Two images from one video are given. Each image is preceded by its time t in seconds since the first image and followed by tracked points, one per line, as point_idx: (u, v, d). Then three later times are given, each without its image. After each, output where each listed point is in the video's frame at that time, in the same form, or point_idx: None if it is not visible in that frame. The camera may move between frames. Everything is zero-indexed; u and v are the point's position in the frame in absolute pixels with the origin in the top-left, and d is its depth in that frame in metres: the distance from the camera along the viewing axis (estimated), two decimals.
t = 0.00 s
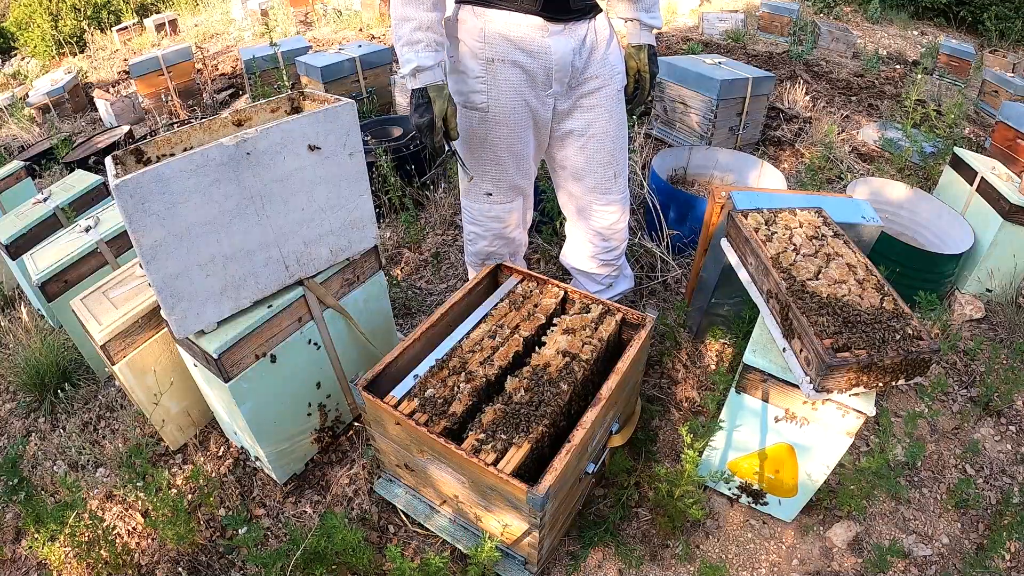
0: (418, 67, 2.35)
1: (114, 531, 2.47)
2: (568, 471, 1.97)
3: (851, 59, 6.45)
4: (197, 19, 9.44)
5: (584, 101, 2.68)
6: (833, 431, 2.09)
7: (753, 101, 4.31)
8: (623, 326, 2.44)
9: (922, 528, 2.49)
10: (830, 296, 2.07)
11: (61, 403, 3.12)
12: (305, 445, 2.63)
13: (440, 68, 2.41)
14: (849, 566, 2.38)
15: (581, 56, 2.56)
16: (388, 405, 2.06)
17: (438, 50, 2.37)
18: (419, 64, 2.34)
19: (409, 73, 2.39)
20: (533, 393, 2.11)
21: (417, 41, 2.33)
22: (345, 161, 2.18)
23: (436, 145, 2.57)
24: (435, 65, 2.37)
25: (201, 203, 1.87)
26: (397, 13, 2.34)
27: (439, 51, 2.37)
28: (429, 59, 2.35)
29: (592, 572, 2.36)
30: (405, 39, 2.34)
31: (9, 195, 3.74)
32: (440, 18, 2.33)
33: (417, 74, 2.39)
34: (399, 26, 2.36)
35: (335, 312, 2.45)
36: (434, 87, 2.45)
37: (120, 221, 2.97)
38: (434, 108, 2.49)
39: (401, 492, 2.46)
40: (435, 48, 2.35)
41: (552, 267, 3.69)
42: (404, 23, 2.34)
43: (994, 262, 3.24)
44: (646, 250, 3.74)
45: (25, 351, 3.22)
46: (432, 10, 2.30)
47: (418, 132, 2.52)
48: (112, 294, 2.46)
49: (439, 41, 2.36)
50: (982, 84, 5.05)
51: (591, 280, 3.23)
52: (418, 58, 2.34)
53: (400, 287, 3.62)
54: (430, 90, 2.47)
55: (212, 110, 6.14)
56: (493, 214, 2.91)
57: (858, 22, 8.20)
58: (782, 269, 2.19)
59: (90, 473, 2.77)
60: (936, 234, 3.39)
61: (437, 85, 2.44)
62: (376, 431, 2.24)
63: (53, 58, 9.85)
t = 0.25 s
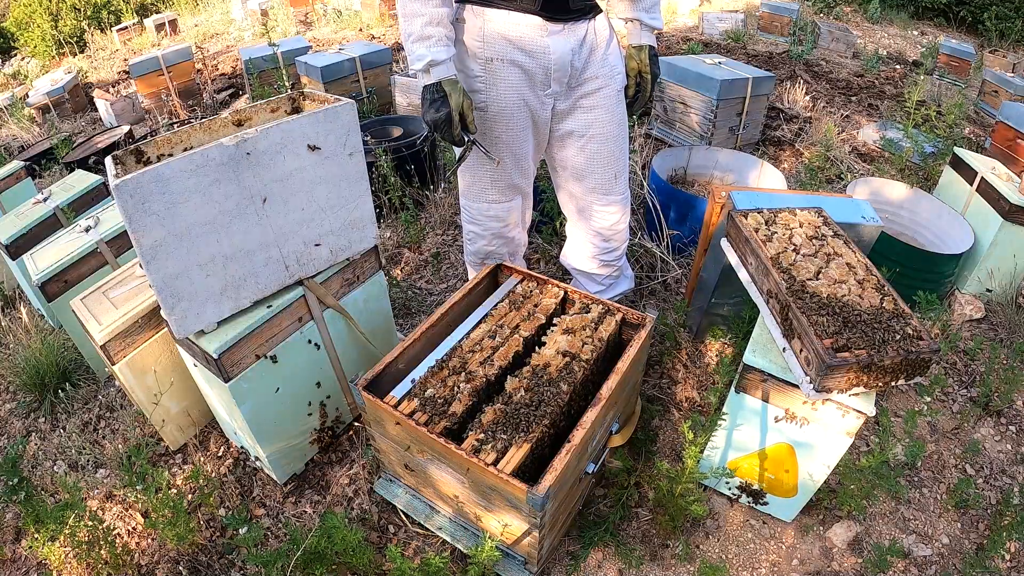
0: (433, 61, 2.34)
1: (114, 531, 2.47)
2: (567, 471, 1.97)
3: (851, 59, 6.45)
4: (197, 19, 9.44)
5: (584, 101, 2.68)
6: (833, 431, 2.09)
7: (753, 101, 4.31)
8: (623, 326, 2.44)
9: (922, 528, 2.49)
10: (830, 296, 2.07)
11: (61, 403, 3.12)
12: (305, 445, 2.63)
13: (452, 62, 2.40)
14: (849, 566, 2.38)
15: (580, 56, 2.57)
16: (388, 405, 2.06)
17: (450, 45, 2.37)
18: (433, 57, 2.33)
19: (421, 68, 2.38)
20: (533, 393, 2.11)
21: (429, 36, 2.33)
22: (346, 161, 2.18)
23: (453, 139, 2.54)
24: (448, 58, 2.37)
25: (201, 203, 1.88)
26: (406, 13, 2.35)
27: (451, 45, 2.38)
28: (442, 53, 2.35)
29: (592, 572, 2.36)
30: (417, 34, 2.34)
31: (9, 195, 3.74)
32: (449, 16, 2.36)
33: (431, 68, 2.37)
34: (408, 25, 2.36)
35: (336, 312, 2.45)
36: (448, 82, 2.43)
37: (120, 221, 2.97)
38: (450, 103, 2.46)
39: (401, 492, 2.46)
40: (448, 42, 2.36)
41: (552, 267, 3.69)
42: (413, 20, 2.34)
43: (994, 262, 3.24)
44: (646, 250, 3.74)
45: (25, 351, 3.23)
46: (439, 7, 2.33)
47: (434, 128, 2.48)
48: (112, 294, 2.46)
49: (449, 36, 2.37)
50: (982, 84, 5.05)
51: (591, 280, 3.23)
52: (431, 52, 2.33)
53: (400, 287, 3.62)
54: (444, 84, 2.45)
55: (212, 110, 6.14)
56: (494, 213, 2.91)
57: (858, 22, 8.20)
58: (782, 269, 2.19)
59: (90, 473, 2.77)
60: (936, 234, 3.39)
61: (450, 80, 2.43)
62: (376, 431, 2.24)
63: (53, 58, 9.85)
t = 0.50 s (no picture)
0: (425, 62, 2.35)
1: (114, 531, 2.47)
2: (568, 471, 1.97)
3: (851, 59, 6.45)
4: (197, 19, 9.44)
5: (583, 100, 2.68)
6: (833, 431, 2.09)
7: (753, 101, 4.31)
8: (623, 326, 2.44)
9: (922, 528, 2.49)
10: (830, 296, 2.07)
11: (61, 403, 3.12)
12: (305, 445, 2.63)
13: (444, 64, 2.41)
14: (849, 566, 2.38)
15: (580, 56, 2.57)
16: (388, 405, 2.06)
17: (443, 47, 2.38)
18: (425, 59, 2.34)
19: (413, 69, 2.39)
20: (534, 393, 2.10)
21: (422, 37, 2.34)
22: (345, 161, 2.18)
23: (439, 140, 2.56)
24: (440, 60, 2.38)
25: (201, 203, 1.88)
26: (402, 10, 2.35)
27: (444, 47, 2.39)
28: (434, 55, 2.36)
29: (592, 572, 2.36)
30: (411, 34, 2.35)
31: (9, 195, 3.74)
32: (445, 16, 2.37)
33: (422, 70, 2.38)
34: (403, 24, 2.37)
35: (336, 312, 2.45)
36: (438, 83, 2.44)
37: (120, 221, 2.97)
38: (438, 104, 2.48)
39: (402, 492, 2.46)
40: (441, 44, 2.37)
41: (552, 267, 3.69)
42: (408, 20, 2.35)
43: (994, 262, 3.24)
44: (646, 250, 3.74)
45: (25, 351, 3.23)
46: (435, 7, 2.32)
47: (420, 127, 2.50)
48: (112, 294, 2.46)
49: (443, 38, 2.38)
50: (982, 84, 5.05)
51: (591, 280, 3.23)
52: (424, 53, 2.34)
53: (400, 287, 3.63)
54: (434, 85, 2.46)
55: (212, 110, 6.13)
56: (493, 213, 2.91)
57: (858, 22, 8.20)
58: (782, 269, 2.19)
59: (90, 473, 2.77)
60: (936, 234, 3.39)
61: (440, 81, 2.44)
62: (376, 431, 2.24)
63: (53, 58, 9.86)
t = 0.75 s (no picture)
0: (408, 64, 2.43)
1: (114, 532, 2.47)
2: (568, 472, 1.97)
3: (851, 59, 6.45)
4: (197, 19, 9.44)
5: (582, 100, 2.68)
6: (833, 431, 2.09)
7: (753, 101, 4.31)
8: (623, 326, 2.44)
9: (922, 528, 2.49)
10: (831, 296, 2.07)
11: (61, 403, 3.12)
12: (305, 445, 2.63)
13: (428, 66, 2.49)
14: (849, 566, 2.38)
15: (579, 55, 2.56)
16: (388, 405, 2.06)
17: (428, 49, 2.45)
18: (409, 61, 2.42)
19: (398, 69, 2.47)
20: (534, 393, 2.10)
21: (408, 39, 2.41)
22: (346, 161, 2.18)
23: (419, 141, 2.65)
24: (424, 63, 2.46)
25: (201, 203, 1.87)
26: (391, 9, 2.40)
27: (429, 49, 2.46)
28: (418, 57, 2.43)
29: (592, 571, 2.36)
30: (397, 34, 2.40)
31: (9, 196, 3.74)
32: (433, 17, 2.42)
33: (405, 71, 2.47)
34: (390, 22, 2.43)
35: (335, 312, 2.45)
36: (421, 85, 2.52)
37: (120, 221, 2.97)
38: (420, 106, 2.57)
39: (402, 492, 2.46)
40: (426, 46, 2.44)
41: (552, 267, 3.69)
42: (395, 20, 2.40)
43: (994, 262, 3.24)
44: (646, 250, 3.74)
45: (25, 351, 3.23)
46: (423, 8, 2.37)
47: (402, 126, 2.61)
48: (112, 294, 2.46)
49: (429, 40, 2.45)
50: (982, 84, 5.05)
51: (590, 280, 3.23)
52: (408, 55, 2.42)
53: (400, 287, 3.63)
54: (416, 87, 2.55)
55: (212, 110, 6.13)
56: (492, 213, 2.91)
57: (858, 22, 8.20)
58: (782, 269, 2.19)
59: (90, 473, 2.77)
60: (936, 234, 3.40)
61: (423, 83, 2.52)
62: (376, 431, 2.24)
63: (53, 58, 9.86)
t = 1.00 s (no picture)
0: (411, 62, 2.40)
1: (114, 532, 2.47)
2: (568, 471, 1.97)
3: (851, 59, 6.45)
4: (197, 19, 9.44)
5: (580, 100, 2.68)
6: (833, 431, 2.09)
7: (753, 101, 4.31)
8: (623, 326, 2.44)
9: (922, 528, 2.49)
10: (831, 296, 2.07)
11: (61, 403, 3.12)
12: (305, 445, 2.63)
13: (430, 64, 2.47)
14: (849, 565, 2.38)
15: (576, 56, 2.56)
16: (388, 405, 2.06)
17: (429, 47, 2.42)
18: (411, 59, 2.39)
19: (401, 67, 2.44)
20: (534, 393, 2.10)
21: (410, 37, 2.38)
22: (346, 160, 2.18)
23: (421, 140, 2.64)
24: (426, 61, 2.43)
25: (201, 203, 1.87)
26: (391, 8, 2.37)
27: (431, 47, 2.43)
28: (421, 55, 2.40)
29: (592, 571, 2.36)
30: (399, 33, 2.37)
31: (9, 196, 3.74)
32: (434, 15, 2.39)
33: (408, 70, 2.44)
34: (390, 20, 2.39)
35: (336, 312, 2.45)
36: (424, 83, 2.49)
37: (120, 221, 2.97)
38: (424, 104, 2.56)
39: (402, 493, 2.46)
40: (428, 44, 2.41)
41: (552, 267, 3.69)
42: (396, 19, 2.37)
43: (994, 262, 3.24)
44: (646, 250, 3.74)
45: (25, 351, 3.23)
46: (425, 7, 2.34)
47: (407, 125, 2.62)
48: (112, 294, 2.46)
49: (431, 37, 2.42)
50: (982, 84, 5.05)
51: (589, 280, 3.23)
52: (410, 53, 2.39)
53: (400, 287, 3.63)
54: (419, 86, 2.53)
55: (212, 110, 6.13)
56: (491, 213, 2.91)
57: (859, 22, 8.20)
58: (782, 269, 2.19)
59: (90, 472, 2.77)
60: (936, 233, 3.39)
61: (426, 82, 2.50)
62: (377, 431, 2.24)
63: (53, 58, 9.86)
